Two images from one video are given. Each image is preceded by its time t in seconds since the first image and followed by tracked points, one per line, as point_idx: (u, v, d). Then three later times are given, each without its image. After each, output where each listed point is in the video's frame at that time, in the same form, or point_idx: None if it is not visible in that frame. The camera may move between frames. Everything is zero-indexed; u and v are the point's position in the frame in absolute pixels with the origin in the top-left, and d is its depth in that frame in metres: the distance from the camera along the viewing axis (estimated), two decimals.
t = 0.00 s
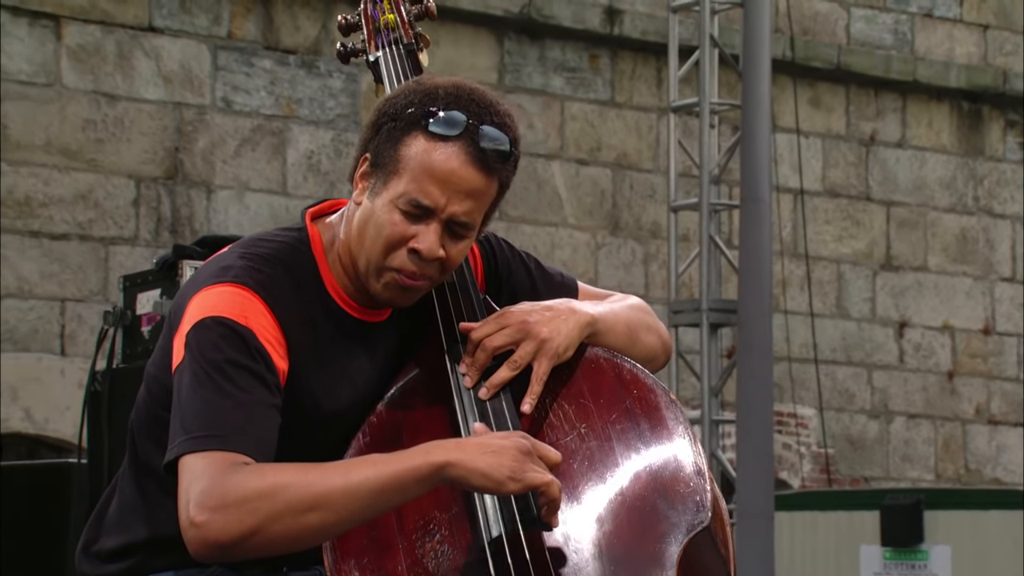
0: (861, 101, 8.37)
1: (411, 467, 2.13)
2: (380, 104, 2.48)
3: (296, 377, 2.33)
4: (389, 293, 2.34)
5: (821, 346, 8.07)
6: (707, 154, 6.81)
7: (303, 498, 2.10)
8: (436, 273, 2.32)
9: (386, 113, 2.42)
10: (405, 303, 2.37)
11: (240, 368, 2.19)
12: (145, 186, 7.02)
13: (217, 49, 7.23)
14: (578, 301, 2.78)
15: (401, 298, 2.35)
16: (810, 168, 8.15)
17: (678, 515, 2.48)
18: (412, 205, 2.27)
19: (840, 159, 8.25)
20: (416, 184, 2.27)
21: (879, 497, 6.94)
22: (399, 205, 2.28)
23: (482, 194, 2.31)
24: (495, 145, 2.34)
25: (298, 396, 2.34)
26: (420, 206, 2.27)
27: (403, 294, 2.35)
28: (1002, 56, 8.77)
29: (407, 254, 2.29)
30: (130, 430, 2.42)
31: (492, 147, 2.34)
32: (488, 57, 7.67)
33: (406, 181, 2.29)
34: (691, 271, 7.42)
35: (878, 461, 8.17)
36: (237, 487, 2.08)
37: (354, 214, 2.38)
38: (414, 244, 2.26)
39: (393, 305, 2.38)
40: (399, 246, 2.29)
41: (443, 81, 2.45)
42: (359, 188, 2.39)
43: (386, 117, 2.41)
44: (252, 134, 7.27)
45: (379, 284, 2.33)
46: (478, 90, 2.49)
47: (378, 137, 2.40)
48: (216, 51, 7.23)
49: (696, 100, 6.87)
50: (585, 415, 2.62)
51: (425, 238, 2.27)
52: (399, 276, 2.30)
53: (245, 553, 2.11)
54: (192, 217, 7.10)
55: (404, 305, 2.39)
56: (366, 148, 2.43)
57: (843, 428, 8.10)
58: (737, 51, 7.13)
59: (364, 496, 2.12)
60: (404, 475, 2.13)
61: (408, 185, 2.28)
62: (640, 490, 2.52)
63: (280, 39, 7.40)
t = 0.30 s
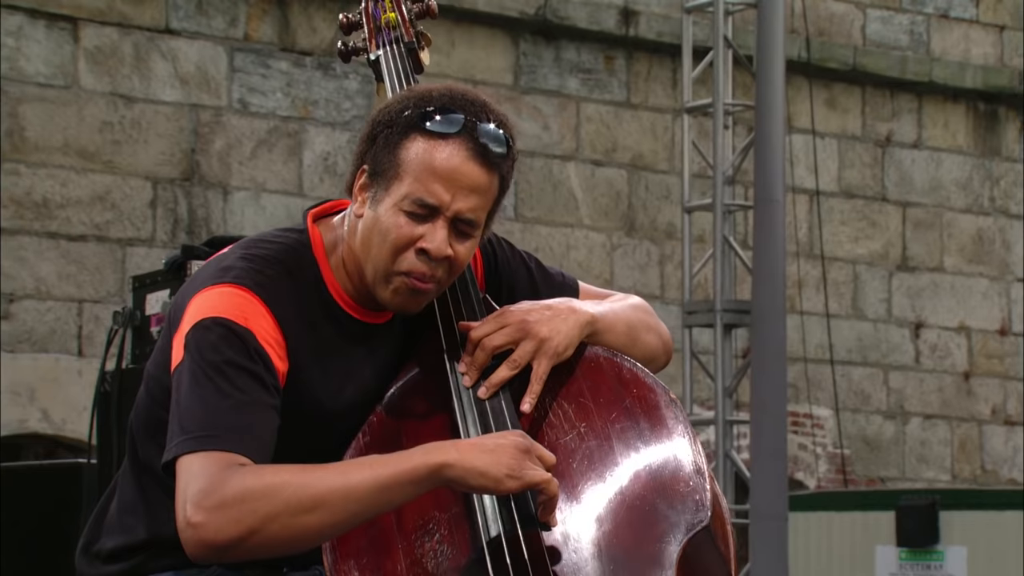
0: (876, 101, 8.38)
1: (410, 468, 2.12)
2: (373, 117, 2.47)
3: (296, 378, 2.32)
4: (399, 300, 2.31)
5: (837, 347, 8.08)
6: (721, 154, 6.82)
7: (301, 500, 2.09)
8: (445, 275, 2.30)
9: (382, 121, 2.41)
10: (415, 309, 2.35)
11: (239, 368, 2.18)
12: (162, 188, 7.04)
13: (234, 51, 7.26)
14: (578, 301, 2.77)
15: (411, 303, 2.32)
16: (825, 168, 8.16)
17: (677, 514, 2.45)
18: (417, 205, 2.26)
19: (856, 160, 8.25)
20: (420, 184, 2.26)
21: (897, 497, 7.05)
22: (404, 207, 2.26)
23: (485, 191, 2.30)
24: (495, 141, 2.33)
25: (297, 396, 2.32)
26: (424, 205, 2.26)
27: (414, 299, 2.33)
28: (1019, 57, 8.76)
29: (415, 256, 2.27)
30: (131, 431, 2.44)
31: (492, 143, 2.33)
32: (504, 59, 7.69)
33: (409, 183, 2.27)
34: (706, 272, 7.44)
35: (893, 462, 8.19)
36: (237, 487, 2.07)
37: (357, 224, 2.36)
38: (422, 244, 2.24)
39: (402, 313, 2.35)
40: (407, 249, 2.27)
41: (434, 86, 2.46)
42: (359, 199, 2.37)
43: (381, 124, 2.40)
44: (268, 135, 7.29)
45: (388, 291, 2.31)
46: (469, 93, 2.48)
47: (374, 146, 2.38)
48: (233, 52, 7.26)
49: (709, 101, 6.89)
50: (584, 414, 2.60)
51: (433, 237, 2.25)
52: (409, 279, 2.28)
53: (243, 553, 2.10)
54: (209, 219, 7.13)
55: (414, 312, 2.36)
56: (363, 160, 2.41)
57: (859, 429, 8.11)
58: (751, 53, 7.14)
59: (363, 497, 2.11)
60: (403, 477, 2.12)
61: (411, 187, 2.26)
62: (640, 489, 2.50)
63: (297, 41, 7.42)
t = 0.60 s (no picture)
0: (889, 101, 8.40)
1: (404, 469, 2.12)
2: (362, 103, 2.50)
3: (292, 375, 2.29)
4: (388, 282, 2.33)
5: (849, 347, 8.11)
6: (732, 155, 6.85)
7: (296, 497, 2.07)
8: (434, 257, 2.32)
9: (370, 102, 2.43)
10: (404, 293, 2.36)
11: (233, 363, 2.16)
12: (177, 189, 7.08)
13: (248, 53, 7.30)
14: (576, 300, 2.78)
15: (400, 286, 2.35)
16: (837, 168, 8.18)
17: (674, 513, 2.45)
18: (404, 185, 2.28)
19: (868, 161, 8.28)
20: (407, 165, 2.28)
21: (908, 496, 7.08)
22: (392, 188, 2.29)
23: (473, 172, 2.32)
24: (481, 122, 2.36)
25: (295, 394, 2.30)
26: (412, 186, 2.28)
27: (403, 283, 2.35)
28: None
29: (403, 237, 2.29)
30: (128, 428, 2.40)
31: (478, 124, 2.35)
32: (516, 60, 7.72)
33: (396, 164, 2.30)
34: (717, 272, 7.48)
35: (906, 461, 8.21)
36: (231, 483, 2.04)
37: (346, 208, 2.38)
38: (410, 225, 2.27)
39: (393, 296, 2.37)
40: (394, 231, 2.29)
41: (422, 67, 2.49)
42: (347, 183, 2.40)
43: (369, 105, 2.43)
44: (283, 136, 7.32)
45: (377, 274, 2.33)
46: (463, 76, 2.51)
47: (363, 130, 2.41)
48: (247, 54, 7.30)
49: (720, 101, 6.92)
50: (581, 413, 2.60)
51: (421, 219, 2.27)
52: (397, 262, 2.30)
53: (236, 549, 2.07)
54: (223, 219, 7.16)
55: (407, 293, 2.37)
56: (352, 144, 2.44)
57: (871, 428, 8.14)
58: (760, 53, 7.17)
59: (357, 496, 2.09)
60: (396, 478, 2.11)
61: (398, 167, 2.29)
62: (637, 488, 2.49)
63: (311, 42, 7.43)
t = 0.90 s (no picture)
0: (897, 105, 8.43)
1: (390, 460, 2.13)
2: (357, 109, 2.53)
3: (283, 376, 2.32)
4: (373, 288, 2.37)
5: (858, 350, 8.14)
6: (739, 159, 6.89)
7: (283, 490, 2.09)
8: (417, 264, 2.35)
9: (361, 110, 2.48)
10: (391, 297, 2.40)
11: (223, 362, 2.18)
12: (188, 193, 7.13)
13: (259, 57, 7.36)
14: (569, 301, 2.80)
15: (385, 291, 2.38)
16: (846, 171, 8.22)
17: (666, 515, 2.46)
18: (388, 193, 2.31)
19: (877, 165, 8.31)
20: (392, 173, 2.31)
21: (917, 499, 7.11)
22: (376, 195, 2.32)
23: (458, 181, 2.36)
24: (468, 132, 2.39)
25: (286, 393, 2.32)
26: (397, 193, 2.31)
27: (388, 289, 2.38)
28: None
29: (387, 244, 2.32)
30: (122, 428, 2.36)
31: (465, 134, 2.39)
32: (526, 65, 7.76)
33: (382, 171, 2.33)
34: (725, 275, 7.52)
35: (915, 464, 8.24)
36: (216, 478, 2.06)
37: (335, 213, 2.41)
38: (393, 232, 2.30)
39: (378, 300, 2.41)
40: (379, 237, 2.32)
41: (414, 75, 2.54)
42: (338, 188, 2.43)
43: (361, 112, 2.48)
44: (294, 141, 7.37)
45: (362, 279, 2.36)
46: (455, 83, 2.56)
47: (355, 137, 2.45)
48: (258, 59, 7.35)
49: (727, 105, 6.97)
50: (574, 415, 2.61)
51: (404, 226, 2.30)
52: (381, 267, 2.34)
53: (224, 545, 2.09)
54: (235, 224, 7.21)
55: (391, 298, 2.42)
56: (345, 150, 2.48)
57: (880, 431, 8.17)
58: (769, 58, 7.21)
59: (343, 487, 2.11)
60: (387, 464, 2.12)
61: (384, 175, 2.32)
62: (630, 490, 2.50)
63: (322, 47, 7.50)
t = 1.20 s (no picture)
0: (909, 107, 8.46)
1: (391, 464, 2.12)
2: (355, 122, 2.53)
3: (283, 377, 2.33)
4: (375, 300, 2.36)
5: (870, 350, 8.17)
6: (749, 160, 6.93)
7: (283, 494, 2.08)
8: (421, 278, 2.34)
9: (362, 124, 2.47)
10: (393, 311, 2.39)
11: (223, 364, 2.17)
12: (203, 194, 7.18)
13: (273, 60, 7.40)
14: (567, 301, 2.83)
15: (388, 305, 2.37)
16: (858, 172, 8.25)
17: (662, 513, 2.47)
18: (392, 208, 2.30)
19: (889, 166, 8.34)
20: (396, 187, 2.30)
21: (929, 499, 7.14)
22: (380, 210, 2.31)
23: (461, 195, 2.34)
24: (471, 146, 2.38)
25: (283, 393, 2.34)
26: (401, 208, 2.30)
27: (390, 301, 2.37)
28: None
29: (391, 259, 2.31)
30: (118, 428, 2.39)
31: (468, 147, 2.38)
32: (538, 67, 7.80)
33: (385, 187, 2.32)
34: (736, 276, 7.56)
35: (927, 463, 8.27)
36: (218, 481, 2.05)
37: (336, 227, 2.40)
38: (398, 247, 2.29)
39: (381, 313, 2.40)
40: (383, 252, 2.31)
41: (416, 90, 2.52)
42: (338, 202, 2.42)
43: (361, 127, 2.46)
44: (308, 142, 7.41)
45: (365, 292, 2.35)
46: (455, 98, 2.57)
47: (355, 150, 2.44)
48: (272, 61, 7.40)
49: (738, 106, 7.01)
50: (571, 414, 2.64)
51: (408, 240, 2.29)
52: (385, 281, 2.33)
53: (223, 547, 2.08)
54: (249, 225, 7.25)
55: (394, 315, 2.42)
56: (343, 164, 2.47)
57: (893, 431, 8.19)
58: (780, 59, 7.25)
59: (343, 491, 2.10)
60: (385, 472, 2.11)
61: (387, 190, 2.31)
62: (626, 489, 2.52)
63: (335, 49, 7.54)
